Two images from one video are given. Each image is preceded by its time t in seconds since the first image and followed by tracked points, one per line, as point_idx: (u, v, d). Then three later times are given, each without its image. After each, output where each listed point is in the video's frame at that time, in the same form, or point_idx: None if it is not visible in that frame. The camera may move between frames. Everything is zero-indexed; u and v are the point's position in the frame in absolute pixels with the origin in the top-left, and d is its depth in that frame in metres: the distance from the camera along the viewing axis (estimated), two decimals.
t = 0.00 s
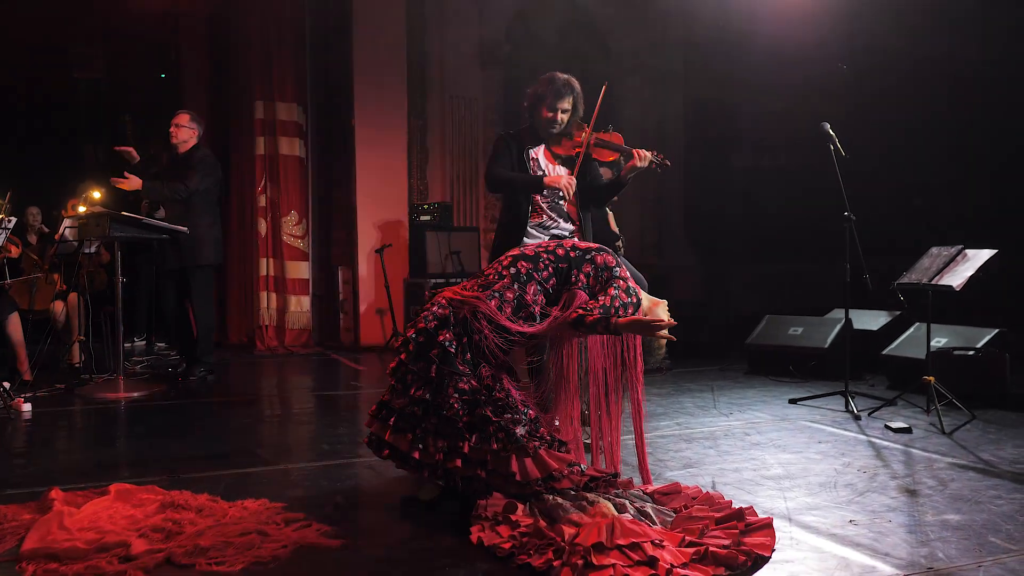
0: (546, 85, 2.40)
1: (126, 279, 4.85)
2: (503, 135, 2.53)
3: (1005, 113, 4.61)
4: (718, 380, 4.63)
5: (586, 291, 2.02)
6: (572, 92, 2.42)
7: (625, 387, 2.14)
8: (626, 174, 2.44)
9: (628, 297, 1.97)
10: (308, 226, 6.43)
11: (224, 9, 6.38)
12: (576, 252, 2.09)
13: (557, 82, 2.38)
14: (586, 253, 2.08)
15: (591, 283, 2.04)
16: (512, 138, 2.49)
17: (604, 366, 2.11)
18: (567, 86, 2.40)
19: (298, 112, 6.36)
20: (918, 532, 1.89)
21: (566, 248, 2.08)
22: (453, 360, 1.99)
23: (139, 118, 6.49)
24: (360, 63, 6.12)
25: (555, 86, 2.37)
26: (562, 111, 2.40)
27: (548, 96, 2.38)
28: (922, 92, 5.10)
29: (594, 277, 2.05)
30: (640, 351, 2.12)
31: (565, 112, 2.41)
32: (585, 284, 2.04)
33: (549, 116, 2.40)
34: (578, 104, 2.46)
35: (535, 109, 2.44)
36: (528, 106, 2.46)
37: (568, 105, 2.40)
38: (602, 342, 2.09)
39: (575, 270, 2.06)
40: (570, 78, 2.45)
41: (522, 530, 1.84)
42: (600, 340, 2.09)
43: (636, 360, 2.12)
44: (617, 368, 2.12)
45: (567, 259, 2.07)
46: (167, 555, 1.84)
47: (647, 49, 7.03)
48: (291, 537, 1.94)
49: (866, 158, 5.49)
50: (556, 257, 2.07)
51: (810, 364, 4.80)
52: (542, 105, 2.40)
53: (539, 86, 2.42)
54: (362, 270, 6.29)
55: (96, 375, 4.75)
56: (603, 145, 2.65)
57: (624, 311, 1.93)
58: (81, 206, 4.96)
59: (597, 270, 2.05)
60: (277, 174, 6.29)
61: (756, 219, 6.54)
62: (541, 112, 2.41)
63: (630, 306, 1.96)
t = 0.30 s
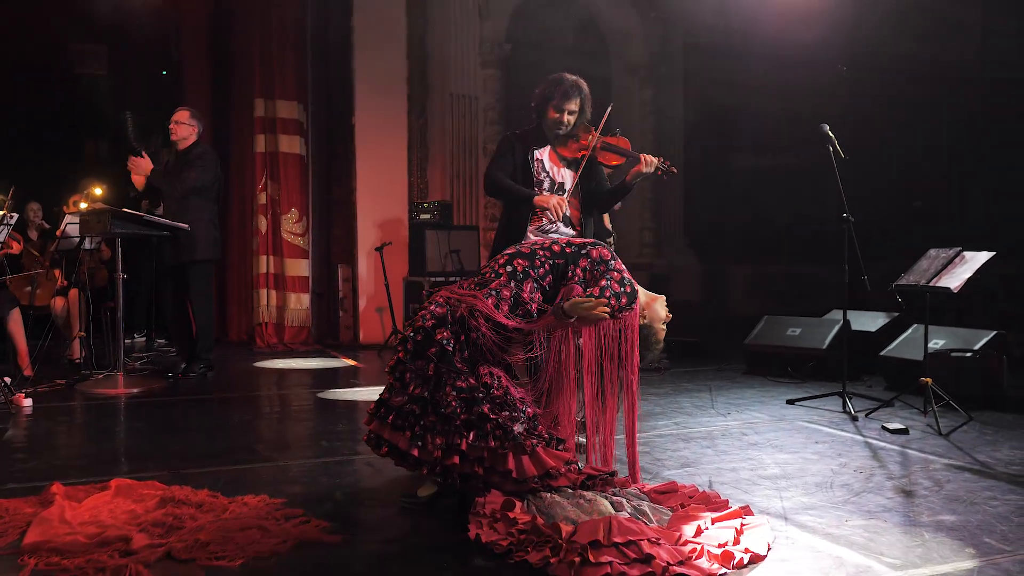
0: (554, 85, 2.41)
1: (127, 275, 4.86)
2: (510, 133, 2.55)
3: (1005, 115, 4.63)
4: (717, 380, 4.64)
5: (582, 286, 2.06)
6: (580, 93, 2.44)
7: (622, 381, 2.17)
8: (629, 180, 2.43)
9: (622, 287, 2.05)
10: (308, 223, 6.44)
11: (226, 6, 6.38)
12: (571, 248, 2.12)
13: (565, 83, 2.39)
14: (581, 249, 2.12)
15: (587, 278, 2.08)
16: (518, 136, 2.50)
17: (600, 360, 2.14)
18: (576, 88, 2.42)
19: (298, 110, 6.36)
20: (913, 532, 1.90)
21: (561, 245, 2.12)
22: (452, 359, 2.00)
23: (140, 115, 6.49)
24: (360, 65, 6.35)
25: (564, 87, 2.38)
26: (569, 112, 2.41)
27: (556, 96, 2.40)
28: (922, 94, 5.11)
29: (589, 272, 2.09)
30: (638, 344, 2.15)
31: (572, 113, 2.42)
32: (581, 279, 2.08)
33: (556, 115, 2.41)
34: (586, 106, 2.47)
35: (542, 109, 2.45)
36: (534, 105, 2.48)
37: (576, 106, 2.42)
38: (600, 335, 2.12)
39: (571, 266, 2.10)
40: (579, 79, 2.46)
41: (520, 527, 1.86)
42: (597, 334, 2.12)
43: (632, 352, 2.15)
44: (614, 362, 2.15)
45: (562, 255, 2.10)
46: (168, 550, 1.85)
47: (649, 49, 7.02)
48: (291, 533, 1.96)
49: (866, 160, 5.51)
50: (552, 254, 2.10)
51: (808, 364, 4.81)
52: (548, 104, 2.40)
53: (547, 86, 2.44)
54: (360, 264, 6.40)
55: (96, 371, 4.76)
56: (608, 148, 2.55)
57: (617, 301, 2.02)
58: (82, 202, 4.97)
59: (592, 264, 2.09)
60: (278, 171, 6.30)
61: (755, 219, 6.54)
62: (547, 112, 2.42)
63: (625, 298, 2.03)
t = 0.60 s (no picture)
0: (569, 80, 2.41)
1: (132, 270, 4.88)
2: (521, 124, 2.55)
3: (1010, 117, 4.63)
4: (719, 379, 4.65)
5: (582, 280, 2.10)
6: (596, 89, 2.44)
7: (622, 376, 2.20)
8: (640, 177, 2.47)
9: (620, 278, 2.11)
10: (312, 219, 6.44)
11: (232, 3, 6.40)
12: (571, 244, 2.15)
13: (581, 80, 2.39)
14: (581, 244, 2.15)
15: (587, 272, 2.12)
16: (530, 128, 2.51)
17: (601, 355, 2.18)
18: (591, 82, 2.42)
19: (304, 107, 6.42)
20: (913, 531, 1.91)
21: (561, 241, 2.15)
22: (455, 354, 2.02)
23: (146, 110, 6.51)
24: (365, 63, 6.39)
25: (579, 83, 2.39)
26: (583, 107, 2.41)
27: (570, 91, 2.40)
28: (927, 94, 5.12)
29: (590, 265, 2.13)
30: (637, 338, 2.18)
31: (586, 108, 2.42)
32: (582, 273, 2.12)
33: (571, 110, 2.41)
34: (600, 101, 2.48)
35: (555, 103, 2.45)
36: (547, 99, 2.48)
37: (590, 101, 2.42)
38: (601, 329, 2.16)
39: (572, 261, 2.13)
40: (594, 73, 2.46)
41: (521, 523, 1.87)
42: (598, 328, 2.16)
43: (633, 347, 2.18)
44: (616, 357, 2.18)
45: (563, 251, 2.14)
46: (173, 542, 1.87)
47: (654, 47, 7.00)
48: (295, 526, 1.98)
49: (869, 159, 5.50)
50: (553, 250, 2.13)
51: (810, 363, 4.82)
52: (563, 98, 2.41)
53: (562, 80, 2.43)
54: (364, 259, 6.39)
55: (102, 365, 4.79)
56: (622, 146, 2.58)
57: (616, 292, 2.08)
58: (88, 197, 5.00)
59: (592, 258, 2.13)
60: (283, 167, 6.34)
61: (760, 217, 6.52)
62: (561, 105, 2.43)
63: (623, 288, 2.10)
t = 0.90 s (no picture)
0: (586, 69, 2.40)
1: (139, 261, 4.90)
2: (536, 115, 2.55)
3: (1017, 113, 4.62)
4: (722, 374, 4.66)
5: (588, 272, 2.11)
6: (613, 79, 2.43)
7: (627, 369, 2.20)
8: (649, 169, 2.47)
9: (627, 265, 2.13)
10: (318, 212, 6.49)
11: None
12: (577, 237, 2.16)
13: (598, 70, 2.38)
14: (587, 237, 2.16)
15: (593, 265, 2.13)
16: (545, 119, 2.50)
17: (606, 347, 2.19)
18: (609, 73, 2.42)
19: (311, 100, 6.41)
20: (911, 525, 1.93)
21: (568, 234, 2.15)
22: (461, 347, 2.02)
23: (152, 102, 6.53)
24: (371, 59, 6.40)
25: (596, 74, 2.38)
26: (599, 100, 2.41)
27: (589, 83, 2.39)
28: (932, 91, 5.11)
29: (596, 259, 2.14)
30: (646, 328, 2.19)
31: (603, 100, 2.43)
32: (588, 266, 2.12)
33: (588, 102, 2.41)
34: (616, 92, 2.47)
35: (570, 95, 2.44)
36: (563, 89, 2.47)
37: (607, 93, 2.42)
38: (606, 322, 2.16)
39: (578, 255, 2.14)
40: (610, 63, 2.45)
41: (523, 514, 1.89)
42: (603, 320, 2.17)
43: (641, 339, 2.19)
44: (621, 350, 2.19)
45: (569, 244, 2.14)
46: (179, 530, 1.89)
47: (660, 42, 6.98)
48: (299, 516, 2.00)
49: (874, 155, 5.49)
50: (559, 243, 2.14)
51: (813, 359, 4.82)
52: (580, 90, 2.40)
53: (578, 70, 2.42)
54: (369, 253, 6.45)
55: (108, 356, 4.82)
56: (639, 138, 2.61)
57: (624, 278, 2.10)
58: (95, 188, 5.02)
59: (597, 251, 2.14)
60: (288, 160, 6.33)
61: (766, 214, 6.51)
62: (578, 97, 2.43)
63: (630, 274, 2.12)
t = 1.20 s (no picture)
0: (599, 69, 2.41)
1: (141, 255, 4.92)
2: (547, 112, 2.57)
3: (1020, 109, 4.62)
4: (723, 368, 4.67)
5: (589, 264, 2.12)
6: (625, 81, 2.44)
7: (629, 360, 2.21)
8: (661, 170, 2.51)
9: (627, 252, 2.13)
10: (321, 205, 6.49)
11: None
12: (574, 229, 2.17)
13: (611, 72, 2.38)
14: (585, 230, 2.17)
15: (593, 257, 2.14)
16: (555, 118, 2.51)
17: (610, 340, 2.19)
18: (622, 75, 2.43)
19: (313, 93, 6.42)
20: (909, 518, 1.94)
21: (564, 227, 2.16)
22: (460, 340, 2.01)
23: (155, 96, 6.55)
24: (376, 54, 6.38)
25: (610, 77, 2.38)
26: (612, 100, 2.42)
27: (603, 84, 2.39)
28: (934, 86, 5.10)
29: (595, 250, 2.15)
30: (649, 316, 2.20)
31: (616, 101, 2.43)
32: (587, 259, 2.13)
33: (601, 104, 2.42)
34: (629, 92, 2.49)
35: (581, 93, 2.44)
36: (573, 87, 2.48)
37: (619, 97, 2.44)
38: (608, 313, 2.16)
39: (576, 247, 2.14)
40: (623, 63, 2.46)
41: (523, 506, 1.90)
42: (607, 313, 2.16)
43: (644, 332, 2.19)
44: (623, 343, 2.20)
45: (566, 237, 2.15)
46: (180, 521, 1.91)
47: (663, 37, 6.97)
48: (300, 507, 2.01)
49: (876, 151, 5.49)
50: (556, 235, 2.14)
51: (814, 354, 4.83)
52: (592, 88, 2.41)
53: (590, 69, 2.43)
54: (371, 246, 6.43)
55: (111, 349, 4.84)
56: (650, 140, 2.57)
57: (627, 265, 2.10)
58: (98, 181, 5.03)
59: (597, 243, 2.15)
60: (292, 155, 6.35)
61: (767, 209, 6.51)
62: (591, 98, 2.43)
63: (631, 260, 2.12)
